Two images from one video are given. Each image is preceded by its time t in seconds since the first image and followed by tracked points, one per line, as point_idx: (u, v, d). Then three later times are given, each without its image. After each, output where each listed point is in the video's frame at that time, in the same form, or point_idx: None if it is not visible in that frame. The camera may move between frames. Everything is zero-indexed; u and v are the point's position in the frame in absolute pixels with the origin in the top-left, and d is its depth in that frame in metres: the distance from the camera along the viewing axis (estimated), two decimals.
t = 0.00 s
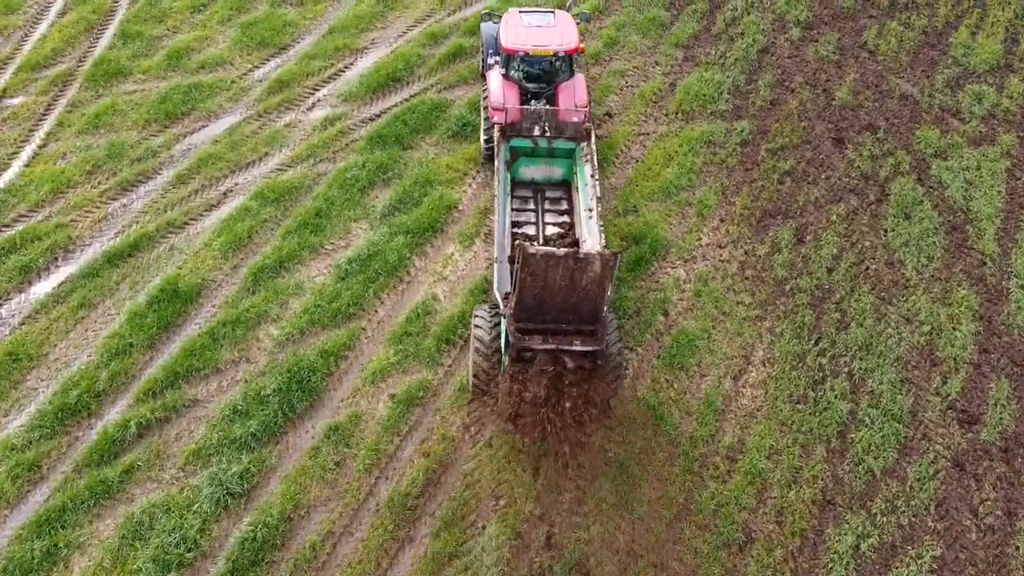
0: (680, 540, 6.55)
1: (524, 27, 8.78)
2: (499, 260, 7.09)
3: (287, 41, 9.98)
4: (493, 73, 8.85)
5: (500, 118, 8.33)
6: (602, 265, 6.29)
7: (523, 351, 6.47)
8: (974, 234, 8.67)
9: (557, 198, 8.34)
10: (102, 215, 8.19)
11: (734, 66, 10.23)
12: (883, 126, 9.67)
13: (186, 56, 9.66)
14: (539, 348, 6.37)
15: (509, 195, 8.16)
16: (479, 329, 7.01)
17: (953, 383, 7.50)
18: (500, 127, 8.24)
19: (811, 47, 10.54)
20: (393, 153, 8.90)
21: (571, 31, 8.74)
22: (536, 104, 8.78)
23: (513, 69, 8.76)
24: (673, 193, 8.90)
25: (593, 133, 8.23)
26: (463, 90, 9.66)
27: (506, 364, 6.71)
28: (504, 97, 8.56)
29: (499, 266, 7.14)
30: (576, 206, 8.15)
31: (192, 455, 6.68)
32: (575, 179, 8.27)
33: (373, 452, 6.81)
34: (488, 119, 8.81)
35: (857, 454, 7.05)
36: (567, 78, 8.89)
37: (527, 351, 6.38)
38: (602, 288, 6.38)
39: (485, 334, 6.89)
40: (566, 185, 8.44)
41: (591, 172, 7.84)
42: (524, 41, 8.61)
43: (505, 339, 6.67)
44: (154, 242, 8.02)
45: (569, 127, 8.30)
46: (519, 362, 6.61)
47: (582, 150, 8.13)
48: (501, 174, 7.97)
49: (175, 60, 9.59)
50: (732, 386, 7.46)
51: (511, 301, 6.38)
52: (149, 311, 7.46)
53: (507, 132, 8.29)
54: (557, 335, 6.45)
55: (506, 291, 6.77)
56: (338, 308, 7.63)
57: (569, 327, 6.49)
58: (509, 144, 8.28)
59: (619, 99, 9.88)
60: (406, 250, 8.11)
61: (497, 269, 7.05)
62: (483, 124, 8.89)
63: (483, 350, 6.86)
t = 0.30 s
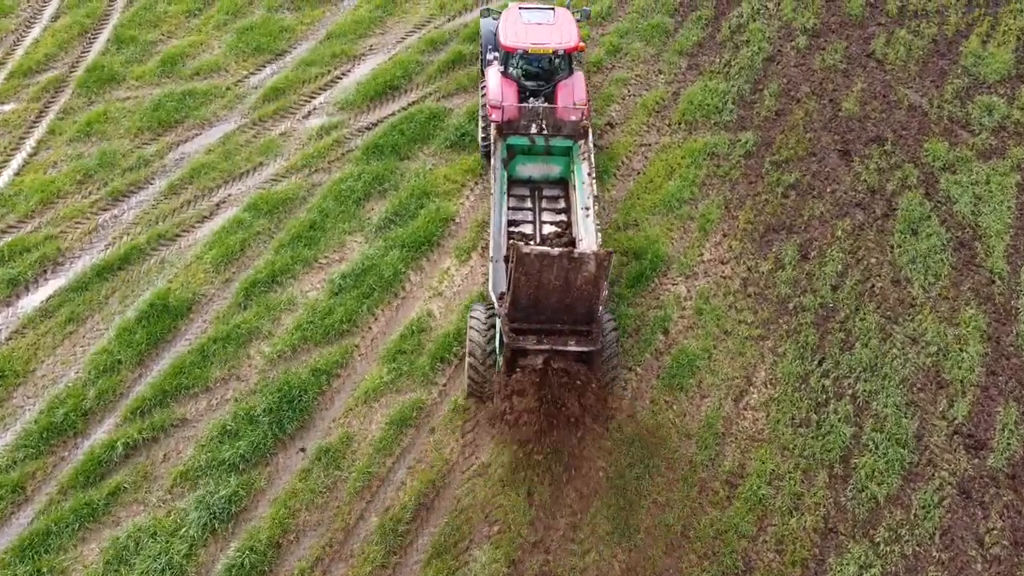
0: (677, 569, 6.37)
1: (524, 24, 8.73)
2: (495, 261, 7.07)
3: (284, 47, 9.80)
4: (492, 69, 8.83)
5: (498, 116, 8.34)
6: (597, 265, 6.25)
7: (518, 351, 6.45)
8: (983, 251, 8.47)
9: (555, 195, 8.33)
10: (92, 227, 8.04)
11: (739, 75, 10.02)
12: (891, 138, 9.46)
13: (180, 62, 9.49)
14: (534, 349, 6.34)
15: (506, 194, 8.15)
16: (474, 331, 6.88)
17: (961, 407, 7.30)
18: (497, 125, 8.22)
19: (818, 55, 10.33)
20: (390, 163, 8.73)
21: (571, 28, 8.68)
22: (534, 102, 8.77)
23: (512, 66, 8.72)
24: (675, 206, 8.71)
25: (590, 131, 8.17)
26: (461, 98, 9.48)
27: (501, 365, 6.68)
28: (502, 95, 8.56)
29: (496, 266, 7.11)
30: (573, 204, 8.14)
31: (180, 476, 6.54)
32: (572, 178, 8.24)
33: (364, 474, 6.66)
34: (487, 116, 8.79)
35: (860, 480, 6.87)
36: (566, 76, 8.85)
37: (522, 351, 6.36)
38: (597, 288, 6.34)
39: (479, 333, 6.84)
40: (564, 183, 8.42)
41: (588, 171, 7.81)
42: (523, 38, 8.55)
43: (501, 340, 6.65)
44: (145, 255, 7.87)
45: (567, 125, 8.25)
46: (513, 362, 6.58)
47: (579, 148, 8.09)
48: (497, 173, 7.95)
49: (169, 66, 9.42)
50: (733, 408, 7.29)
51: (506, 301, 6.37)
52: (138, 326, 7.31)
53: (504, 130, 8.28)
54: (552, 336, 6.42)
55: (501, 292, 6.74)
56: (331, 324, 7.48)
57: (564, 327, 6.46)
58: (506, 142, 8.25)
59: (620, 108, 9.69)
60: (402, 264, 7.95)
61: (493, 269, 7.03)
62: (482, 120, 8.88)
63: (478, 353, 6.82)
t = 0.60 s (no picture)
0: None
1: (522, 17, 8.65)
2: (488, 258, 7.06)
3: (279, 53, 9.63)
4: (490, 64, 8.76)
5: (494, 111, 8.28)
6: (587, 266, 6.20)
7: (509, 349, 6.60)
8: (992, 268, 8.27)
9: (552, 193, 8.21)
10: (82, 238, 7.89)
11: (743, 84, 9.82)
12: (898, 150, 9.25)
13: (174, 68, 9.33)
14: (524, 349, 6.49)
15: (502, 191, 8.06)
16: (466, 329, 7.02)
17: (967, 431, 7.12)
18: (493, 121, 8.17)
19: (824, 64, 10.12)
20: (386, 174, 8.56)
21: (570, 22, 8.60)
22: (532, 97, 8.77)
23: (511, 61, 8.65)
24: (677, 220, 8.53)
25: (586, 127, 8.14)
26: (460, 107, 9.30)
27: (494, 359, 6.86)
28: (500, 90, 8.52)
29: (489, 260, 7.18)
30: (570, 201, 8.02)
31: (167, 498, 6.40)
32: (569, 174, 8.13)
33: (356, 498, 6.51)
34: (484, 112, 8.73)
35: (863, 507, 6.72)
36: (565, 72, 8.78)
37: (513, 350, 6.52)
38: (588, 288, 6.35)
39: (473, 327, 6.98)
40: (561, 180, 8.30)
41: (583, 167, 7.79)
42: (521, 33, 8.48)
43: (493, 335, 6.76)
44: (135, 267, 7.72)
45: (564, 121, 8.17)
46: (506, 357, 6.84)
47: (575, 143, 8.05)
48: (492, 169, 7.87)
49: (162, 72, 9.25)
50: (734, 431, 7.13)
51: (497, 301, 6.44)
52: (127, 342, 7.16)
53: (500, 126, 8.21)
54: (543, 335, 6.56)
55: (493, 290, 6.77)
56: (324, 341, 7.32)
57: (555, 326, 6.55)
58: (502, 138, 8.18)
59: (622, 118, 9.50)
60: (397, 278, 7.79)
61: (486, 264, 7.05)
62: (479, 117, 8.81)
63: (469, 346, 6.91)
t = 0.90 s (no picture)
0: None
1: (528, 10, 8.46)
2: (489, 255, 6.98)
3: (282, 57, 9.47)
4: (495, 58, 8.65)
5: (499, 106, 8.26)
6: (588, 265, 6.13)
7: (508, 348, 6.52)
8: (1008, 290, 8.06)
9: (555, 189, 8.33)
10: (78, 247, 7.76)
11: (754, 95, 9.61)
12: (912, 165, 9.03)
13: (175, 72, 9.20)
14: (523, 348, 6.41)
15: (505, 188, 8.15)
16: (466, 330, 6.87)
17: (979, 460, 6.93)
18: (497, 117, 8.15)
19: (837, 74, 9.89)
20: (387, 184, 8.41)
21: (577, 16, 8.40)
22: (537, 93, 8.63)
23: (516, 56, 8.56)
24: (684, 235, 8.35)
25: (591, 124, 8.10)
26: (464, 115, 9.12)
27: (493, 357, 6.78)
28: (504, 85, 8.44)
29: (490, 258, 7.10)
30: (572, 199, 8.14)
31: (159, 518, 6.27)
32: (572, 171, 8.22)
33: (351, 520, 6.37)
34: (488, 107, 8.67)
35: (871, 538, 6.55)
36: (571, 67, 8.67)
37: (512, 349, 6.44)
38: (589, 288, 6.28)
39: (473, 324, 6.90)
40: (564, 176, 8.42)
41: (587, 164, 7.80)
42: (527, 28, 8.29)
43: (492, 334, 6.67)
44: (131, 278, 7.58)
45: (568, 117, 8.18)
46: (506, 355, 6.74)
47: (578, 141, 8.05)
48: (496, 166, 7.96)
49: (163, 77, 9.13)
50: (739, 456, 6.96)
51: (497, 299, 6.39)
52: (121, 355, 7.04)
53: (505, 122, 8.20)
54: (543, 334, 6.47)
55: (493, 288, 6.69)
56: (321, 357, 7.18)
57: (555, 326, 6.47)
58: (506, 134, 8.21)
59: (630, 129, 9.31)
60: (396, 293, 7.64)
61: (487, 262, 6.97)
62: (484, 111, 8.76)
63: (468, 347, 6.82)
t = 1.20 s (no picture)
0: None
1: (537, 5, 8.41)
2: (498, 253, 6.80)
3: (288, 61, 9.34)
4: (503, 53, 8.58)
5: (507, 102, 8.19)
6: (600, 266, 6.01)
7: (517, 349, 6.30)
8: None
9: (563, 187, 8.18)
10: (77, 254, 7.65)
11: (769, 107, 9.40)
12: (931, 182, 8.78)
13: (179, 76, 9.09)
14: (532, 348, 6.19)
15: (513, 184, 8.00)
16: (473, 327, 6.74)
17: (994, 493, 6.72)
18: (507, 113, 8.07)
19: (855, 87, 9.65)
20: (392, 195, 8.25)
21: (586, 12, 8.34)
22: (545, 88, 8.55)
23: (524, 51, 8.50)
24: (694, 252, 8.17)
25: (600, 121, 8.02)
26: (472, 124, 8.96)
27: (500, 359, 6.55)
28: (512, 81, 8.38)
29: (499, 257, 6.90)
30: (581, 196, 7.99)
31: (152, 537, 6.16)
32: (581, 169, 8.09)
33: (347, 543, 6.23)
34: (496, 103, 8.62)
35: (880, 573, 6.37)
36: (579, 64, 8.60)
37: (521, 349, 6.21)
38: (600, 289, 6.11)
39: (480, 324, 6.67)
40: (572, 174, 8.29)
41: (597, 162, 7.71)
42: (535, 23, 8.22)
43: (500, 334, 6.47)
44: (130, 287, 7.47)
45: (577, 114, 8.11)
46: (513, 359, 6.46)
47: (588, 138, 7.96)
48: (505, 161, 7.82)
49: (167, 80, 9.02)
50: (745, 484, 6.79)
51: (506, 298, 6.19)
52: (118, 367, 6.93)
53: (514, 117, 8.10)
54: (552, 334, 6.24)
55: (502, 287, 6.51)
56: (320, 373, 7.04)
57: (565, 326, 6.25)
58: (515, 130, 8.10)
59: (641, 141, 9.13)
60: (399, 307, 7.49)
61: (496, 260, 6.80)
62: (491, 108, 8.71)
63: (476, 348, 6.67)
